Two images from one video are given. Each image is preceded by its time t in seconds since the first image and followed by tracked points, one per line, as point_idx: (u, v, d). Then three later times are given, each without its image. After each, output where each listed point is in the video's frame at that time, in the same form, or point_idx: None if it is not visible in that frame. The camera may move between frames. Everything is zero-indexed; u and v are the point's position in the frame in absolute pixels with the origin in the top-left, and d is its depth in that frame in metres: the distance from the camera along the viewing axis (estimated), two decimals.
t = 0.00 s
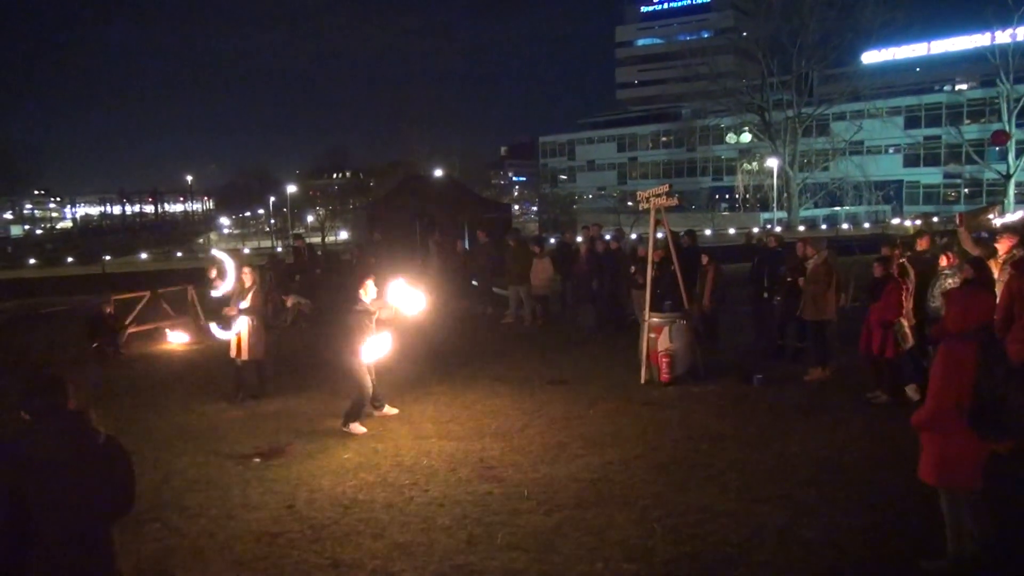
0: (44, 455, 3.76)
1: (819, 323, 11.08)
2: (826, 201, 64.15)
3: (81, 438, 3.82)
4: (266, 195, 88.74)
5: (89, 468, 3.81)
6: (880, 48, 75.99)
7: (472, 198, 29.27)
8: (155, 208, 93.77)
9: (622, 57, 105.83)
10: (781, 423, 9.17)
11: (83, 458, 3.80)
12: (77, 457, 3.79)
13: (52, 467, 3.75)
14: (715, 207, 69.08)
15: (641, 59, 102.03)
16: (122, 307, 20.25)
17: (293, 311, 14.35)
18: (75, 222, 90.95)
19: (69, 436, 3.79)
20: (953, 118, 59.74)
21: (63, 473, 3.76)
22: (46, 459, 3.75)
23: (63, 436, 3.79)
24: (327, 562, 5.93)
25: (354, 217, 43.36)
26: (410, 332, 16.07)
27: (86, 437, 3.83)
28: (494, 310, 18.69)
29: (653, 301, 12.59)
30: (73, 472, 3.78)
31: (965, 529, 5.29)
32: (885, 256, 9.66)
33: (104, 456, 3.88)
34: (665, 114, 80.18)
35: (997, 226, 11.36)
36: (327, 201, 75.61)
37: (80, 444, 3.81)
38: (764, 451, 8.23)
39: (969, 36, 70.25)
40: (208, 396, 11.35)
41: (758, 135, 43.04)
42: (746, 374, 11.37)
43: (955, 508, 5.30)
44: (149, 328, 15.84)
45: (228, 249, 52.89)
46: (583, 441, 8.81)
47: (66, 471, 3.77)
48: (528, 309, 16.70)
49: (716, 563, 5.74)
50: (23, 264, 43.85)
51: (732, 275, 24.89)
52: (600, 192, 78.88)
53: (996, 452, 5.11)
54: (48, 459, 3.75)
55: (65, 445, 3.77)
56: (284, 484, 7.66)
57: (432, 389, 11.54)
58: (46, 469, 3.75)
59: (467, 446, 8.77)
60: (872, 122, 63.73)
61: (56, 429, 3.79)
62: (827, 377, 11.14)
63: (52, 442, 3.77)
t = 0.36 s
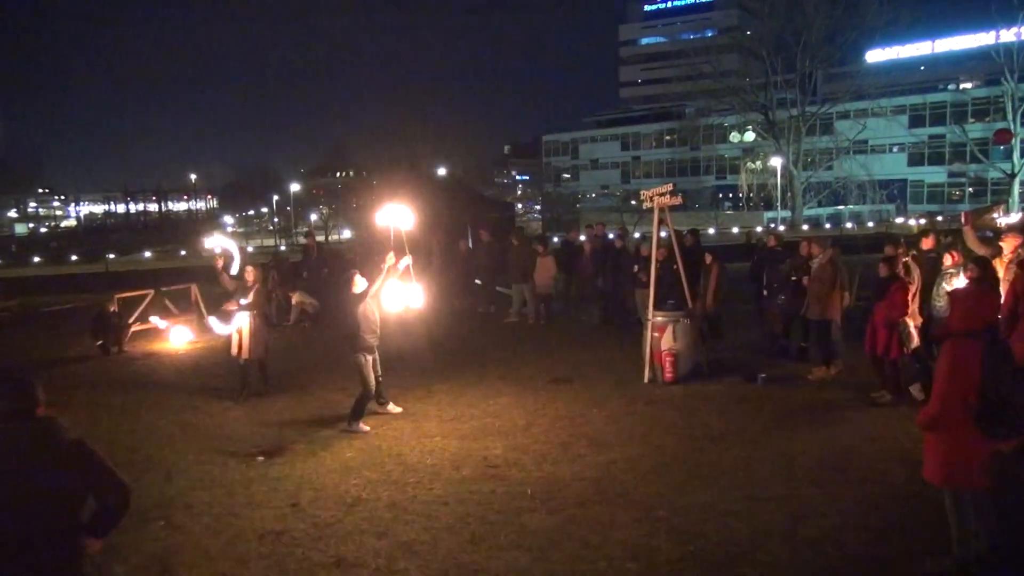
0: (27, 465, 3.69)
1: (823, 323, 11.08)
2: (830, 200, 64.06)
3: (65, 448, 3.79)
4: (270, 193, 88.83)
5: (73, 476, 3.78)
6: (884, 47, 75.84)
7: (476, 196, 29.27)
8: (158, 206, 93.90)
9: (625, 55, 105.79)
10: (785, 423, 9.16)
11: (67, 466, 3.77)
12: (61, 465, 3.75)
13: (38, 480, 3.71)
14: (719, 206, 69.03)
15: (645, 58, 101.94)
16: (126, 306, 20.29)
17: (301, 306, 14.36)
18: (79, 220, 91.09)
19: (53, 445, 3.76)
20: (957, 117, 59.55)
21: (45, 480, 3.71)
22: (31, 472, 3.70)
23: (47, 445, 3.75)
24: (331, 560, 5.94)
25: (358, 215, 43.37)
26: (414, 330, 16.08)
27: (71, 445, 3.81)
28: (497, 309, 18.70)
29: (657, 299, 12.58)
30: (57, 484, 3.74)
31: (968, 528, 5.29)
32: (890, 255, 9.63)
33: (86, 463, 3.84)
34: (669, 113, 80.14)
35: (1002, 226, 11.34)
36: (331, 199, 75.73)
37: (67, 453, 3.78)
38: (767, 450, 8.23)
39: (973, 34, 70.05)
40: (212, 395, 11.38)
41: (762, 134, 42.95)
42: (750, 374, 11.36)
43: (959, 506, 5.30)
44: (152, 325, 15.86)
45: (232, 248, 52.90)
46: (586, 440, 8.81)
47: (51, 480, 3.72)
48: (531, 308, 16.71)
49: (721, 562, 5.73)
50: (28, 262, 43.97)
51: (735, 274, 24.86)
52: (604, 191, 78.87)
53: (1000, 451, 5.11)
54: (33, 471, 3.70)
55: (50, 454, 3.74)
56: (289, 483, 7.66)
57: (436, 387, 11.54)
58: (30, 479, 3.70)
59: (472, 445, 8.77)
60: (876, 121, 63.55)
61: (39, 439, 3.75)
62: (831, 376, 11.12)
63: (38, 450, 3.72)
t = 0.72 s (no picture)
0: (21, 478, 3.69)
1: (828, 323, 11.04)
2: (835, 201, 63.91)
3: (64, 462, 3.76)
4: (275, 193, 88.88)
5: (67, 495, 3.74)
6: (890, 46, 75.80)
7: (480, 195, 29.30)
8: (164, 206, 94.03)
9: (630, 55, 105.60)
10: (791, 423, 9.13)
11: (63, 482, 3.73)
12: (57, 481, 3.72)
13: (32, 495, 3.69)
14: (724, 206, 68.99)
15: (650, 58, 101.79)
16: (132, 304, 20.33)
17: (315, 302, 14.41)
18: (85, 220, 91.31)
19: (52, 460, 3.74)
20: (963, 117, 59.34)
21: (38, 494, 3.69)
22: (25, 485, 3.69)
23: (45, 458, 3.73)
24: (333, 559, 5.94)
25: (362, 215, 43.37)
26: (418, 330, 16.08)
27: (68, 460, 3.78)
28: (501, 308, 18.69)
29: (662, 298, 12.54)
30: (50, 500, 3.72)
31: (973, 529, 5.27)
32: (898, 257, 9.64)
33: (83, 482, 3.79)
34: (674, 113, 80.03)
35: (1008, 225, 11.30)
36: (335, 198, 75.86)
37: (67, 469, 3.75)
38: (772, 451, 8.19)
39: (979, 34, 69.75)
40: (216, 393, 11.41)
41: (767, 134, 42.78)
42: (755, 374, 11.31)
43: (966, 507, 5.27)
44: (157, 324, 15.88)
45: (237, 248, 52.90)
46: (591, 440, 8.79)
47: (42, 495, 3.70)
48: (535, 308, 16.70)
49: (725, 563, 5.72)
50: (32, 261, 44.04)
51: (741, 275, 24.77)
52: (609, 190, 78.81)
53: (1010, 452, 5.08)
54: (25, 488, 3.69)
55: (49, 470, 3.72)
56: (293, 481, 7.67)
57: (440, 387, 11.54)
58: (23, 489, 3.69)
59: (478, 444, 8.77)
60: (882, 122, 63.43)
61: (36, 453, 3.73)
62: (835, 377, 11.11)
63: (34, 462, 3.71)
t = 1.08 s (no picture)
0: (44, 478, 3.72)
1: (837, 325, 11.02)
2: (845, 202, 63.69)
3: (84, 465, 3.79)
4: (285, 192, 89.21)
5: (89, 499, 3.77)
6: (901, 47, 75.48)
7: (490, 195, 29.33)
8: (175, 204, 94.47)
9: (640, 55, 105.48)
10: (799, 425, 9.11)
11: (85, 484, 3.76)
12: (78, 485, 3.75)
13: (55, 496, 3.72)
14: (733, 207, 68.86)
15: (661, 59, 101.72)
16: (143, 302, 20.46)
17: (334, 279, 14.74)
18: (96, 218, 91.90)
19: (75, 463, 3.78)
20: (975, 118, 58.94)
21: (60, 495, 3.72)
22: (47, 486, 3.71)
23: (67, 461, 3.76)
24: (341, 558, 5.96)
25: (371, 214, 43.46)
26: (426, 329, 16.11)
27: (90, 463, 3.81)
28: (510, 308, 18.69)
29: (670, 300, 12.54)
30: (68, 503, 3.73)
31: (982, 532, 5.23)
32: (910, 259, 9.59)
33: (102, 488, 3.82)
34: (684, 113, 79.95)
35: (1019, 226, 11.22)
36: (344, 198, 76.14)
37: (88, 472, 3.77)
38: (779, 453, 8.17)
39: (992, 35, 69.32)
40: (227, 392, 11.47)
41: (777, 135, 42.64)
42: (764, 376, 11.29)
43: (975, 510, 5.22)
44: (168, 321, 16.07)
45: (247, 247, 53.06)
46: (600, 441, 8.78)
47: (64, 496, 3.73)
48: (544, 308, 16.70)
49: (733, 565, 5.70)
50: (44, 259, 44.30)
51: (750, 276, 24.71)
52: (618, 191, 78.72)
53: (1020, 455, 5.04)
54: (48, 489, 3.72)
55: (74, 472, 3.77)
56: (301, 480, 7.69)
57: (448, 386, 11.55)
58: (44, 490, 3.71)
59: (485, 444, 8.78)
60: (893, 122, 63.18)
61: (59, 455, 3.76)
62: (844, 379, 11.07)
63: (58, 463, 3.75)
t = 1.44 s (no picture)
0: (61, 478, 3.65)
1: (857, 327, 10.94)
2: (865, 203, 63.18)
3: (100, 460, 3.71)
4: (303, 191, 89.59)
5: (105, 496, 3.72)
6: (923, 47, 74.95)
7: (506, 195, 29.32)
8: (194, 203, 95.10)
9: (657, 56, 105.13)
10: (818, 428, 9.04)
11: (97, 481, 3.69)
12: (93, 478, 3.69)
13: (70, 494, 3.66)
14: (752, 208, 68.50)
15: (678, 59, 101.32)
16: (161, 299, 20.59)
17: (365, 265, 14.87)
18: (116, 216, 92.68)
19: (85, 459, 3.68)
20: (999, 120, 58.33)
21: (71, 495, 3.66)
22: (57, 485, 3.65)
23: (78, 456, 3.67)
24: (359, 557, 5.95)
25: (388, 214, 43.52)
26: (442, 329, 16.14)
27: (110, 454, 3.74)
28: (526, 308, 18.68)
29: (687, 300, 12.46)
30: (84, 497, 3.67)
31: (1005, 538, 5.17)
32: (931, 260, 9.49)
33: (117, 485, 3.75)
34: (701, 114, 79.60)
35: None
36: (361, 198, 76.43)
37: (105, 467, 3.71)
38: (798, 455, 8.11)
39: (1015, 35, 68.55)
40: (244, 390, 11.54)
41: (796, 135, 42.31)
42: (783, 378, 11.22)
43: (999, 516, 5.16)
44: (187, 320, 16.02)
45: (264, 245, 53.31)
46: (616, 442, 8.74)
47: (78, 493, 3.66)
48: (559, 308, 16.68)
49: (752, 569, 5.66)
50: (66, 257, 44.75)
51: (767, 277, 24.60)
52: (635, 191, 78.47)
53: None
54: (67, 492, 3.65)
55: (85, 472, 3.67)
56: (319, 478, 7.72)
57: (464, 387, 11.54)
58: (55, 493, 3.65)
59: (500, 444, 8.77)
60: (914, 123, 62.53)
61: (71, 450, 3.67)
62: (864, 381, 10.98)
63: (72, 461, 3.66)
